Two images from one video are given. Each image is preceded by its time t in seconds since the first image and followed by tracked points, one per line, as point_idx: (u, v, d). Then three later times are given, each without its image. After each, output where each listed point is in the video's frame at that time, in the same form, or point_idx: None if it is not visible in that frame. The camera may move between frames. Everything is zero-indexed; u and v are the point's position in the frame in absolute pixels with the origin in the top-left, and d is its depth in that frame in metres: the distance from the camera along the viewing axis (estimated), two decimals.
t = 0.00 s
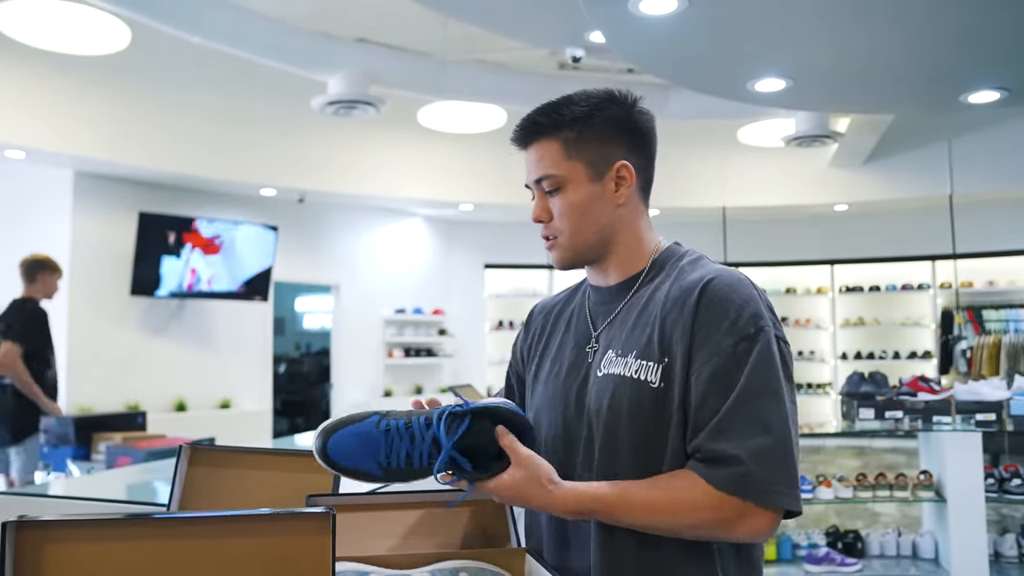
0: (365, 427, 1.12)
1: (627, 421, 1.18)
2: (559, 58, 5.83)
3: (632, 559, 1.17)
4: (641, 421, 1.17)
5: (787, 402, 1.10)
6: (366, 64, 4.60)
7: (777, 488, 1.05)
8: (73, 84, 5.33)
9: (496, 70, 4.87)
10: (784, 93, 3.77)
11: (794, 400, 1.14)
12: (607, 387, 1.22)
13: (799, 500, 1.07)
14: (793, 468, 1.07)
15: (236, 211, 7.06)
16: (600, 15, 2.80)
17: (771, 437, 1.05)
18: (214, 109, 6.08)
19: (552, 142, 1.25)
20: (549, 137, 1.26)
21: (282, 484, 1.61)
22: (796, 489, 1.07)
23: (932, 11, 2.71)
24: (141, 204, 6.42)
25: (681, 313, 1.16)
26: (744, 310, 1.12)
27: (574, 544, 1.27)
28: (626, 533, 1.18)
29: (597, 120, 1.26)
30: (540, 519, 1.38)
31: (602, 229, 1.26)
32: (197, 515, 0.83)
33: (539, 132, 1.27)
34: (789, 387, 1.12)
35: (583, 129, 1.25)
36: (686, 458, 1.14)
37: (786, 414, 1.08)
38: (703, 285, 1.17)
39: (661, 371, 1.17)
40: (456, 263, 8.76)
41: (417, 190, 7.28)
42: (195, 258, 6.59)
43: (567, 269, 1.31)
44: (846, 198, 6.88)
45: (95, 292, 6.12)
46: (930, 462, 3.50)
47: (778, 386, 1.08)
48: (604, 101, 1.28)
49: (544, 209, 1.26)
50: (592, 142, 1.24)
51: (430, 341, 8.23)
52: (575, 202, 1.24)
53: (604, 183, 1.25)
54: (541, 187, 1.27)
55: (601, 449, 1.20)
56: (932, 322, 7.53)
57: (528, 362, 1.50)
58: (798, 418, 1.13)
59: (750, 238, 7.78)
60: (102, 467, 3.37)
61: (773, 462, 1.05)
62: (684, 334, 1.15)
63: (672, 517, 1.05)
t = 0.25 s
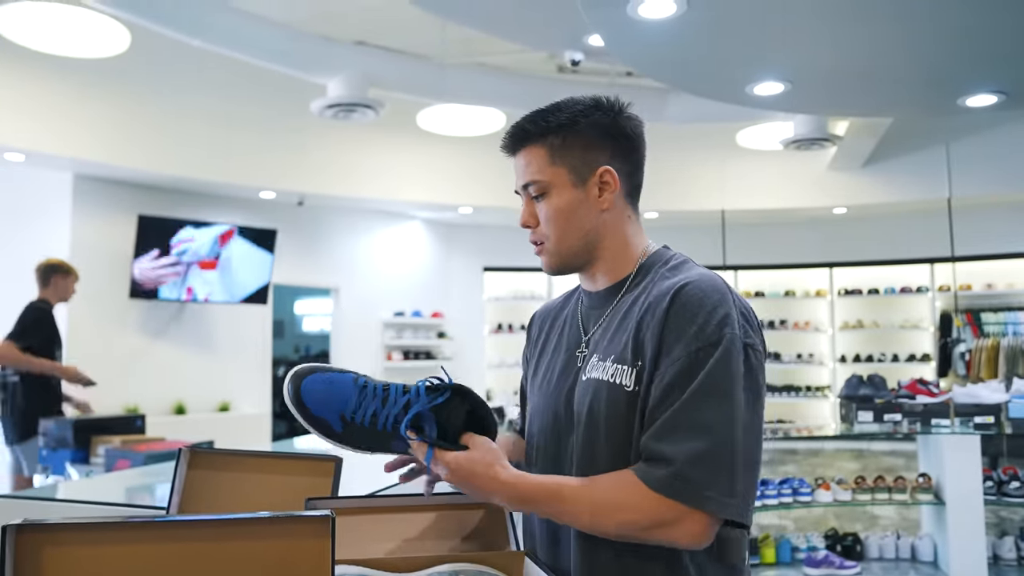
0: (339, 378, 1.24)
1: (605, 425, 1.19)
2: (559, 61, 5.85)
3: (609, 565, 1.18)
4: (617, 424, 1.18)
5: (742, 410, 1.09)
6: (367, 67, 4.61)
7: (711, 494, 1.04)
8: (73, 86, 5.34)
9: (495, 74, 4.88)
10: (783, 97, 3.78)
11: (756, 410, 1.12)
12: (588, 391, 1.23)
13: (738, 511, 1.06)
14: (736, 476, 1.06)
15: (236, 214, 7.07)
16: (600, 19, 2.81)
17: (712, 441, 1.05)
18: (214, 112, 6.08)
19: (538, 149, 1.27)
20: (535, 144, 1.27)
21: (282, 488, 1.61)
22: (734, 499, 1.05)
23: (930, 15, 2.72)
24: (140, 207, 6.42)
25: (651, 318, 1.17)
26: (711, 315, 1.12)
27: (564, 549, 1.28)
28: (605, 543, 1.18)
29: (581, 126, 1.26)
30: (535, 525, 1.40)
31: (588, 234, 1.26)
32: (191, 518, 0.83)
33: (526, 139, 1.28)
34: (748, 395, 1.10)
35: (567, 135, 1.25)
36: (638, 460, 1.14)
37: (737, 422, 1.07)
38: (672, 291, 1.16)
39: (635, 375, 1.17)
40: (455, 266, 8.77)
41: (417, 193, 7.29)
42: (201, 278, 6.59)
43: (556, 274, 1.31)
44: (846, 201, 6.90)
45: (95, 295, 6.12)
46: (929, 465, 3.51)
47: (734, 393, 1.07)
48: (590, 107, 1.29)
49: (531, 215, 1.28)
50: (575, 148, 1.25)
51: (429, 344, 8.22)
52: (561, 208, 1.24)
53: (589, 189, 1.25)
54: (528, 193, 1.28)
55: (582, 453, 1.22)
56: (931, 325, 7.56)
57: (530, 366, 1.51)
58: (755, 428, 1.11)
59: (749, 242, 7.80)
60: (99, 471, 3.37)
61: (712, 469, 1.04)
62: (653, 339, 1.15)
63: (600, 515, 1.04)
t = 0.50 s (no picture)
0: (258, 401, 1.21)
1: (597, 420, 1.19)
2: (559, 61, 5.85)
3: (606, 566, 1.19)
4: (604, 418, 1.18)
5: (720, 407, 1.07)
6: (368, 68, 4.62)
7: (668, 481, 1.04)
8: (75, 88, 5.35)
9: (496, 74, 4.88)
10: (785, 98, 3.78)
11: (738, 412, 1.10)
12: (584, 385, 1.23)
13: (702, 505, 1.04)
14: (703, 466, 1.05)
15: (238, 215, 7.07)
16: (599, 21, 2.82)
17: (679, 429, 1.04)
18: (216, 113, 6.09)
19: (545, 149, 1.29)
20: (542, 143, 1.30)
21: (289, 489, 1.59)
22: (696, 491, 1.04)
23: (931, 15, 2.71)
24: (142, 208, 6.43)
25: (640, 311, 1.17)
26: (698, 311, 1.12)
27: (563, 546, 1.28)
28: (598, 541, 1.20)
29: (588, 128, 1.28)
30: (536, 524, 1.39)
31: (590, 234, 1.28)
32: (192, 517, 0.83)
33: (535, 138, 1.31)
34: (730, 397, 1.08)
35: (574, 137, 1.27)
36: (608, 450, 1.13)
37: (708, 417, 1.06)
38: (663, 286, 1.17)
39: (625, 369, 1.17)
40: (457, 268, 8.78)
41: (418, 195, 7.29)
42: (213, 292, 6.73)
43: (560, 273, 1.34)
44: (848, 202, 6.90)
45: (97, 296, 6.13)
46: (931, 466, 3.51)
47: (709, 387, 1.07)
48: (600, 110, 1.30)
49: (536, 213, 1.30)
50: (580, 150, 1.27)
51: (431, 345, 8.29)
52: (563, 207, 1.27)
53: (592, 190, 1.27)
54: (534, 192, 1.31)
55: (576, 448, 1.21)
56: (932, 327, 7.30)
57: (531, 363, 1.50)
58: (735, 430, 1.09)
59: (751, 243, 7.78)
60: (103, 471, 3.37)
61: (675, 458, 1.04)
62: (641, 331, 1.15)
63: (552, 497, 1.04)
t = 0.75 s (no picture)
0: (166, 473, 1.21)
1: (623, 423, 1.19)
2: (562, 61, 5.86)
3: (627, 557, 1.19)
4: (634, 421, 1.18)
5: (771, 400, 1.11)
6: (371, 68, 4.62)
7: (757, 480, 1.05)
8: (79, 88, 5.37)
9: (500, 74, 4.89)
10: (788, 98, 3.78)
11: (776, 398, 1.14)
12: (600, 387, 1.23)
13: (780, 496, 1.07)
14: (776, 461, 1.07)
15: (241, 215, 7.08)
16: (602, 21, 2.82)
17: (751, 431, 1.06)
18: (219, 112, 6.10)
19: (544, 152, 1.29)
20: (540, 146, 1.30)
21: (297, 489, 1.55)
22: (776, 485, 1.07)
23: (934, 15, 2.72)
24: (145, 207, 6.44)
25: (672, 315, 1.17)
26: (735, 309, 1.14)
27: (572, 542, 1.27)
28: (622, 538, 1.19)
29: (584, 129, 1.28)
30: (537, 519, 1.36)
31: (590, 236, 1.28)
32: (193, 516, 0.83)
33: (532, 142, 1.31)
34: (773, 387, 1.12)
35: (572, 140, 1.28)
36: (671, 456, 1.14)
37: (768, 412, 1.09)
38: (690, 288, 1.18)
39: (652, 371, 1.18)
40: (460, 268, 8.79)
41: (420, 195, 7.29)
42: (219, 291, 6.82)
43: (559, 276, 1.33)
44: (851, 202, 6.89)
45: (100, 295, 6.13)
46: (935, 466, 3.49)
47: (761, 384, 1.09)
48: (595, 113, 1.31)
49: (536, 216, 1.29)
50: (579, 152, 1.27)
51: (434, 345, 8.29)
52: (564, 209, 1.27)
53: (592, 191, 1.27)
54: (533, 195, 1.30)
55: (595, 451, 1.21)
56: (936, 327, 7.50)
57: (513, 360, 1.48)
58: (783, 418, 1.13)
59: (754, 242, 7.78)
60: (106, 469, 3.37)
61: (754, 458, 1.05)
62: (675, 335, 1.15)
63: (649, 511, 1.04)
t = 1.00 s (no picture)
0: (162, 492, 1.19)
1: (635, 423, 1.19)
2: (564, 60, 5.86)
3: (646, 554, 1.18)
4: (646, 421, 1.19)
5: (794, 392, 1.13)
6: (374, 67, 4.62)
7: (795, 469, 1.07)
8: (82, 87, 5.37)
9: (503, 73, 4.89)
10: (791, 97, 3.78)
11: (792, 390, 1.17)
12: (606, 389, 1.23)
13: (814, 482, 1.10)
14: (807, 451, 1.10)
15: (244, 214, 7.08)
16: (606, 20, 2.82)
17: (786, 426, 1.08)
18: (221, 112, 6.10)
19: (528, 160, 1.28)
20: (524, 155, 1.28)
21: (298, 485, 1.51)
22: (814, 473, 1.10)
23: (938, 14, 2.72)
24: (147, 206, 6.44)
25: (683, 316, 1.19)
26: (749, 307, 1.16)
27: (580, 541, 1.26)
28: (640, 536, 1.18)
29: (567, 134, 1.28)
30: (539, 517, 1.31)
31: (580, 241, 1.28)
32: (200, 514, 0.83)
33: (516, 150, 1.29)
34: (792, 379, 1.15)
35: (556, 146, 1.27)
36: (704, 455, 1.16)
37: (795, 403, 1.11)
38: (700, 288, 1.20)
39: (663, 370, 1.18)
40: (462, 267, 8.79)
41: (423, 194, 7.29)
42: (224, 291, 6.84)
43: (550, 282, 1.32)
44: (853, 202, 6.89)
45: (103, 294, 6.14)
46: (938, 466, 3.49)
47: (784, 380, 1.12)
48: (576, 117, 1.31)
49: (525, 224, 1.28)
50: (564, 158, 1.27)
51: (436, 344, 8.30)
52: (553, 217, 1.26)
53: (579, 197, 1.27)
54: (521, 203, 1.29)
55: (606, 452, 1.20)
56: (938, 326, 7.51)
57: (504, 361, 1.47)
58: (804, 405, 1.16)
59: (756, 241, 7.77)
60: (110, 468, 3.37)
61: (791, 451, 1.07)
62: (689, 334, 1.17)
63: (695, 512, 1.07)
